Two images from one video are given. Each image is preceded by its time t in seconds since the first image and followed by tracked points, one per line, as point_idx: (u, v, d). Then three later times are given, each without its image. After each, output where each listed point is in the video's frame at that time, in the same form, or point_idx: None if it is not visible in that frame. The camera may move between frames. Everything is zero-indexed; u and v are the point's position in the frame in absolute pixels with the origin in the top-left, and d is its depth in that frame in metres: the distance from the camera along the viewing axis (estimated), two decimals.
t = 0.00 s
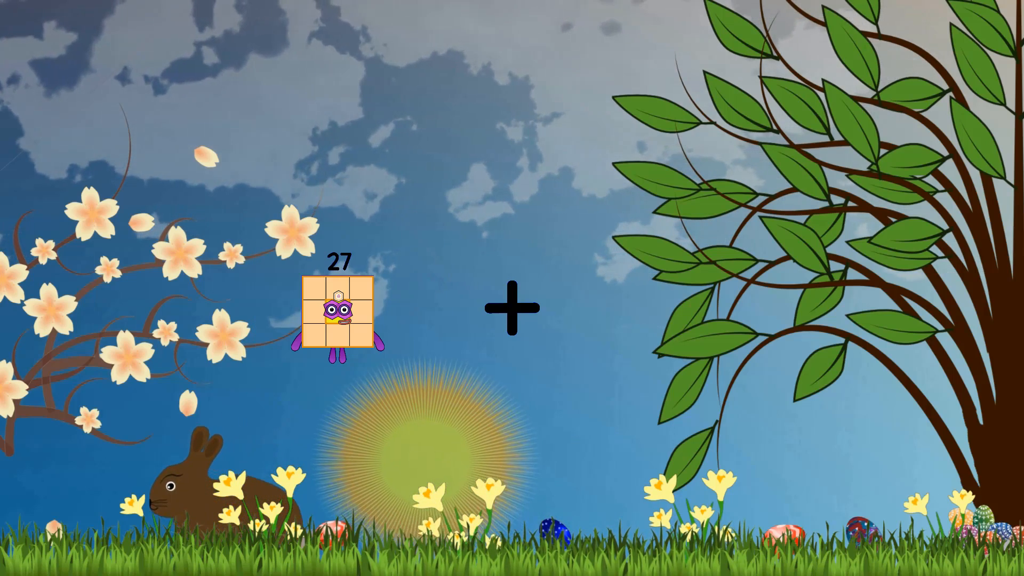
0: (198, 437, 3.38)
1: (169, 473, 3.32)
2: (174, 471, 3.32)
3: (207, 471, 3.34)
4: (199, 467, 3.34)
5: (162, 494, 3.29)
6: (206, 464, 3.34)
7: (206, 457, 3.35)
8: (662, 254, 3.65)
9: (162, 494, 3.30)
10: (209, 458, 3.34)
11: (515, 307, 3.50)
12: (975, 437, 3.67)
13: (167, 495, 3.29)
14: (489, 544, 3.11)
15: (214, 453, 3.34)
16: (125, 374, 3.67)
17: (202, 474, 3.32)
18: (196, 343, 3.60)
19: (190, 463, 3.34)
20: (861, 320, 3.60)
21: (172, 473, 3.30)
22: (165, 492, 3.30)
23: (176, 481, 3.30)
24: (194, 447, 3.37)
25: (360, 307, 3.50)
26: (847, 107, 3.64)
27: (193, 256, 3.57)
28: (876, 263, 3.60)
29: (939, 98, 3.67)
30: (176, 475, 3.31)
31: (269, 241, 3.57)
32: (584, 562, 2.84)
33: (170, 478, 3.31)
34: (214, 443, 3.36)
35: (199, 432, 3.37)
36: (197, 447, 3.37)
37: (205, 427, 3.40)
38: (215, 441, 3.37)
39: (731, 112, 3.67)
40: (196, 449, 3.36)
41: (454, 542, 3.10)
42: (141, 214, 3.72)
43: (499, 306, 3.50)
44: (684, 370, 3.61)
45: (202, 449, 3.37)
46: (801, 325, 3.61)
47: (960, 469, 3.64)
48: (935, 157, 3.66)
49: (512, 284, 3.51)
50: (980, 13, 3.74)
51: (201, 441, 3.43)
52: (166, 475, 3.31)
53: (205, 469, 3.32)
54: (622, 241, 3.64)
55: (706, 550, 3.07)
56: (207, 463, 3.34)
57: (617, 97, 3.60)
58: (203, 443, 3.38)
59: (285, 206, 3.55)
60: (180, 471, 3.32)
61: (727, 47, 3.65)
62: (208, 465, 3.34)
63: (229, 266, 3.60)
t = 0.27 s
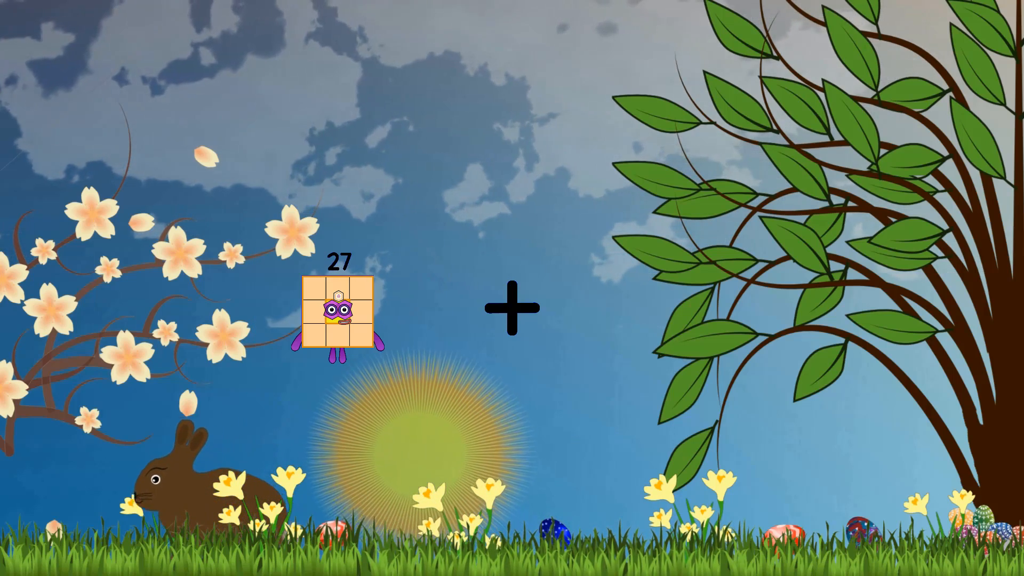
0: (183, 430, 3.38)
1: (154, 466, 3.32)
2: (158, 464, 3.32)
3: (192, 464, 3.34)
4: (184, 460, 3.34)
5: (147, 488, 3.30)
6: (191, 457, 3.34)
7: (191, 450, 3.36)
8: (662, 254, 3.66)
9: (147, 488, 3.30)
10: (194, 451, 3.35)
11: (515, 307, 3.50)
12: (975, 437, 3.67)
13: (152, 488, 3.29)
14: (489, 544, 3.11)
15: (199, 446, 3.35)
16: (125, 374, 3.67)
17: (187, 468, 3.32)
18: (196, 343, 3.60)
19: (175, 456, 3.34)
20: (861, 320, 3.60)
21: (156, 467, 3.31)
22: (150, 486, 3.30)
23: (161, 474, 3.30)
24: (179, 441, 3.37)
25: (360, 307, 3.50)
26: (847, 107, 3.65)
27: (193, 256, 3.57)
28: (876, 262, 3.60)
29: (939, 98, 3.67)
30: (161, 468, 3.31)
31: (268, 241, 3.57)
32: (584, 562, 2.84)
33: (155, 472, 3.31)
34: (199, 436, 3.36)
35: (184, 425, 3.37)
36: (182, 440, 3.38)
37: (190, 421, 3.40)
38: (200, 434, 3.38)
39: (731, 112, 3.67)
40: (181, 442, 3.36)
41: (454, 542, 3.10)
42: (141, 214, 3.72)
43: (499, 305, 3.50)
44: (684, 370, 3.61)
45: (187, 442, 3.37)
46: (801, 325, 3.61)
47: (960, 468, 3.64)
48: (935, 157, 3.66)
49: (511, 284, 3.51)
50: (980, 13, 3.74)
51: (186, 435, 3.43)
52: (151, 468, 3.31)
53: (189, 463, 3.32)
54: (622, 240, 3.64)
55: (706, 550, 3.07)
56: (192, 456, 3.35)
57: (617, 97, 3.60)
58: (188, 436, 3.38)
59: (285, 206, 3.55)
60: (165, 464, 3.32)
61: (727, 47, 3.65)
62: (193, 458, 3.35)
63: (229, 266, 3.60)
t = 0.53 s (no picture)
0: (170, 424, 3.38)
1: (141, 460, 3.32)
2: (145, 458, 3.32)
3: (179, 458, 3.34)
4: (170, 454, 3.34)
5: (134, 482, 3.29)
6: (178, 451, 3.34)
7: (178, 444, 3.36)
8: (662, 254, 3.65)
9: (134, 482, 3.29)
10: (181, 445, 3.35)
11: (515, 307, 3.50)
12: (975, 437, 3.67)
13: (139, 482, 3.29)
14: (489, 544, 3.11)
15: (186, 439, 3.35)
16: (125, 374, 3.67)
17: (174, 462, 3.32)
18: (196, 343, 3.60)
19: (162, 450, 3.34)
20: (861, 320, 3.60)
21: (144, 461, 3.30)
22: (137, 480, 3.29)
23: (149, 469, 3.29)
24: (166, 435, 3.37)
25: (360, 307, 3.50)
26: (847, 107, 3.64)
27: (193, 256, 3.56)
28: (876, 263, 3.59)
29: (939, 98, 3.67)
30: (148, 462, 3.31)
31: (268, 242, 3.56)
32: (584, 562, 2.84)
33: (142, 466, 3.30)
34: (186, 430, 3.37)
35: (170, 419, 3.37)
36: (169, 435, 3.38)
37: (177, 416, 3.41)
38: (186, 428, 3.38)
39: (731, 112, 3.67)
40: (168, 437, 3.36)
41: (454, 542, 3.09)
42: (141, 214, 3.72)
43: (499, 305, 3.50)
44: (684, 370, 3.61)
45: (174, 436, 3.38)
46: (801, 325, 3.61)
47: (960, 468, 3.64)
48: (935, 157, 3.66)
49: (511, 284, 3.51)
50: (980, 13, 3.74)
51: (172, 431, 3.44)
52: (138, 463, 3.31)
53: (176, 456, 3.32)
54: (622, 240, 3.64)
55: (706, 550, 3.07)
56: (179, 450, 3.35)
57: (617, 97, 3.60)
58: (174, 431, 3.39)
59: (285, 206, 3.55)
60: (152, 458, 3.31)
61: (728, 47, 3.65)
62: (179, 452, 3.34)
63: (229, 266, 3.60)
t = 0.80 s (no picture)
0: (167, 423, 3.34)
1: (137, 459, 3.28)
2: (141, 456, 3.28)
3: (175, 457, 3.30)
4: (167, 453, 3.30)
5: (130, 480, 3.25)
6: (174, 450, 3.30)
7: (174, 443, 3.33)
8: (662, 254, 3.65)
9: (129, 480, 3.26)
10: (177, 444, 3.31)
11: (515, 307, 3.50)
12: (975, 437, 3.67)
13: (135, 481, 3.25)
14: (489, 544, 3.11)
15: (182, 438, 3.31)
16: (126, 374, 3.67)
17: (170, 461, 3.28)
18: (196, 343, 3.60)
19: (158, 448, 3.30)
20: (861, 320, 3.60)
21: (140, 459, 3.27)
22: (133, 478, 3.26)
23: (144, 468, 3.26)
24: (162, 433, 3.33)
25: (360, 307, 3.50)
26: (847, 107, 3.64)
27: (193, 256, 3.56)
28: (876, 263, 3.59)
29: (939, 98, 3.67)
30: (144, 461, 3.27)
31: (268, 242, 3.56)
32: (584, 562, 2.84)
33: (138, 464, 3.27)
34: (183, 429, 3.33)
35: (167, 418, 3.34)
36: (165, 433, 3.34)
37: (172, 414, 3.38)
38: (183, 426, 3.35)
39: (731, 112, 3.67)
40: (164, 435, 3.32)
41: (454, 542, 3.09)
42: (141, 214, 3.72)
43: (499, 305, 3.50)
44: (684, 370, 3.61)
45: (169, 434, 3.34)
46: (801, 325, 3.61)
47: (960, 468, 3.64)
48: (935, 157, 3.66)
49: (511, 284, 3.51)
50: (980, 13, 3.74)
51: (167, 428, 3.40)
52: (134, 461, 3.27)
53: (172, 455, 3.28)
54: (622, 240, 3.64)
55: (706, 550, 3.07)
56: (175, 449, 3.31)
57: (617, 97, 3.60)
58: (170, 429, 3.35)
59: (285, 206, 3.55)
60: (148, 457, 3.28)
61: (727, 47, 3.65)
62: (175, 451, 3.31)
63: (229, 266, 3.59)
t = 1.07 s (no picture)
0: (156, 426, 3.34)
1: (127, 462, 3.28)
2: (131, 460, 3.28)
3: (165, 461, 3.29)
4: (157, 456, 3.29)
5: (119, 484, 3.25)
6: (164, 454, 3.29)
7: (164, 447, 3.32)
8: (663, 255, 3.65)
9: (119, 484, 3.25)
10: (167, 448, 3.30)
11: (515, 307, 3.50)
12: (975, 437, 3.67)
13: (125, 484, 3.25)
14: (489, 544, 3.11)
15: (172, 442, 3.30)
16: (126, 374, 3.67)
17: (161, 464, 3.28)
18: (196, 343, 3.60)
19: (147, 451, 3.29)
20: (861, 320, 3.61)
21: (129, 463, 3.26)
22: (123, 482, 3.25)
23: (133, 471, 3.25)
24: (152, 436, 3.32)
25: (360, 306, 3.50)
26: (847, 107, 3.64)
27: (193, 256, 3.56)
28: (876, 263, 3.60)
29: (939, 98, 3.67)
30: (134, 465, 3.27)
31: (268, 242, 3.56)
32: (584, 562, 2.84)
33: (128, 468, 3.27)
34: (173, 432, 3.32)
35: (157, 421, 3.34)
36: (155, 436, 3.33)
37: (163, 417, 3.37)
38: (173, 430, 3.34)
39: (731, 112, 3.67)
40: (153, 439, 3.31)
41: (453, 542, 3.09)
42: (141, 214, 3.72)
43: (499, 305, 3.50)
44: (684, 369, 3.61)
45: (160, 438, 3.33)
46: (801, 325, 3.61)
47: (960, 468, 3.64)
48: (934, 157, 3.66)
49: (511, 284, 3.51)
50: (980, 13, 3.73)
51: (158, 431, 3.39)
52: (123, 465, 3.27)
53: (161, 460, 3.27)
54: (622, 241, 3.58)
55: (705, 550, 3.08)
56: (165, 452, 3.30)
57: (617, 97, 3.60)
58: (161, 432, 3.34)
59: (285, 206, 3.55)
60: (137, 460, 3.27)
61: (727, 47, 3.65)
62: (166, 455, 3.31)
63: (229, 266, 3.59)
